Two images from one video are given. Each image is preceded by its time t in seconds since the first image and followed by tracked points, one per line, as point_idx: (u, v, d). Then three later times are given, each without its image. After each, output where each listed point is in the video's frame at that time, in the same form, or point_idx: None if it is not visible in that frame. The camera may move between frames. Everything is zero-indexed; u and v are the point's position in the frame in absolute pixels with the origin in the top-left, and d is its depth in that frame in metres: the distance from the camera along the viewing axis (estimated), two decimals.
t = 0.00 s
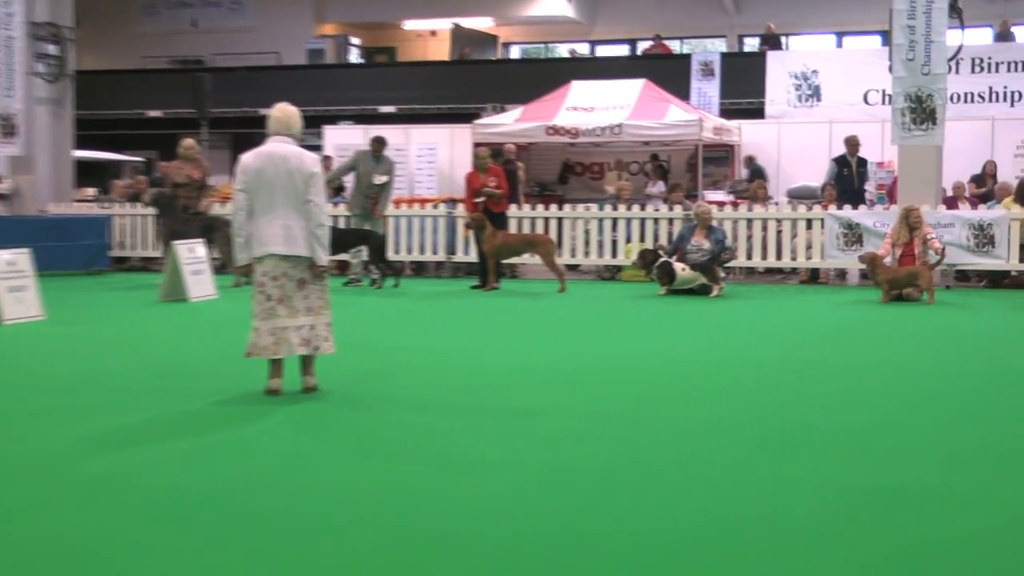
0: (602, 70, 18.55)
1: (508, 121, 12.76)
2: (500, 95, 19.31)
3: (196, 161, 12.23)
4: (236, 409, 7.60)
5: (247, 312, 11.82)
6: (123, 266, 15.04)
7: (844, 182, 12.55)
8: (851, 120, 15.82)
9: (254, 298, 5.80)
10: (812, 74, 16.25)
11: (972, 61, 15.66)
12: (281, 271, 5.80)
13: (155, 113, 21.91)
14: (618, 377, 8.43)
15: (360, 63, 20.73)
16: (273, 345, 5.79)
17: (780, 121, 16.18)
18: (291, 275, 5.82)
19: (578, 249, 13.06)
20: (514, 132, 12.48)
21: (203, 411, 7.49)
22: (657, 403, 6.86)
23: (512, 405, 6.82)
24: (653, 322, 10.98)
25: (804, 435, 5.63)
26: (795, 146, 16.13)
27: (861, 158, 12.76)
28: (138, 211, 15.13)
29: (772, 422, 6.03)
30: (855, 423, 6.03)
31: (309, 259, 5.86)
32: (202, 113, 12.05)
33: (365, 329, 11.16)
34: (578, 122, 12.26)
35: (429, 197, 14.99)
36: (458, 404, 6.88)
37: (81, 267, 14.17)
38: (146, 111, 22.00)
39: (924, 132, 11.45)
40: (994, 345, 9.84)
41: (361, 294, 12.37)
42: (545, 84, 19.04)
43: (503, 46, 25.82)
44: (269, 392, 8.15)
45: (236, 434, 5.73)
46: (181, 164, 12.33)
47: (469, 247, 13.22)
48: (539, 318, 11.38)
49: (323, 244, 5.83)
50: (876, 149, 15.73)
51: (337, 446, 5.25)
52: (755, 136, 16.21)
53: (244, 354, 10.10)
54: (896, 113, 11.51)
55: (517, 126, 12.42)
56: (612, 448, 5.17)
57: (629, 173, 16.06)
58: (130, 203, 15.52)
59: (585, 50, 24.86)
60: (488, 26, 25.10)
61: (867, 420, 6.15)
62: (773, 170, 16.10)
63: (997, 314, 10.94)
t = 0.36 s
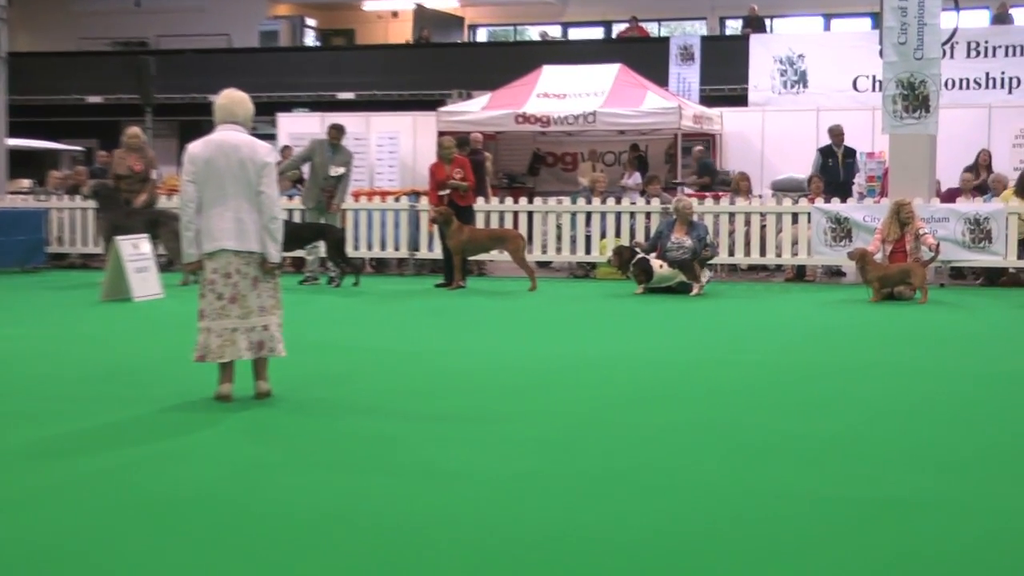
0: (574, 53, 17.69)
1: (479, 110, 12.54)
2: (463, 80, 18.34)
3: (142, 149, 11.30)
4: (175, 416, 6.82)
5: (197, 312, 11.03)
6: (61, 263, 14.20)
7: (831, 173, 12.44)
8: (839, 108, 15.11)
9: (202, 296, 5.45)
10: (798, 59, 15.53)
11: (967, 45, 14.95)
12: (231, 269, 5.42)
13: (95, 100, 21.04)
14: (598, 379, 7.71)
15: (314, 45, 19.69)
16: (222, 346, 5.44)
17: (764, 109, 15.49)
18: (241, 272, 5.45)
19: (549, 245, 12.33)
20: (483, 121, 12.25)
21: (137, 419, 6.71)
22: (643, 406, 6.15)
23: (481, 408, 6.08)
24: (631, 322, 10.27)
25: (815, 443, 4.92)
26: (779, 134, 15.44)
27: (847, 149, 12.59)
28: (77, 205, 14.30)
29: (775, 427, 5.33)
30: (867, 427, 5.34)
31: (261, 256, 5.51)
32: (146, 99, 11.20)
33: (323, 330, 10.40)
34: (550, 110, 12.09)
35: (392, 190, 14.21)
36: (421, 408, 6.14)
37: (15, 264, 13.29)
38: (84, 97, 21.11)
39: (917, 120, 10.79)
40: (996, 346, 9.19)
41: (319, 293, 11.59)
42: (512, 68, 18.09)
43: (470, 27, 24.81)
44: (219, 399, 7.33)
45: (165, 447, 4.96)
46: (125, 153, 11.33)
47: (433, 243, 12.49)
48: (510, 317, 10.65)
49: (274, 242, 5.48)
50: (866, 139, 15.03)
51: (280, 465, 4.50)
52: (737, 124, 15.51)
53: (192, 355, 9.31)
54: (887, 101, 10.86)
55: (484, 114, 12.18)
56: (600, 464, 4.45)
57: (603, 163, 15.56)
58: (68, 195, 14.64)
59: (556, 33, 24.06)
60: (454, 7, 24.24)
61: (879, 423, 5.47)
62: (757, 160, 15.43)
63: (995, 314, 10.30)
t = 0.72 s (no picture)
0: (551, 39, 17.10)
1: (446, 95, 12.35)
2: (431, 66, 17.56)
3: (80, 138, 10.46)
4: (105, 426, 6.06)
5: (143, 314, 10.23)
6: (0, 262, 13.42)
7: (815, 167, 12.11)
8: (831, 96, 14.55)
9: (149, 297, 5.05)
10: (787, 44, 14.99)
11: (967, 29, 14.48)
12: (178, 268, 5.03)
13: (32, 86, 20.24)
14: (581, 395, 7.00)
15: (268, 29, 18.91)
16: (169, 352, 5.03)
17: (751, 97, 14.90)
18: (190, 272, 5.05)
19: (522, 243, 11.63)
20: (451, 108, 12.10)
21: (58, 432, 5.93)
22: (634, 434, 5.44)
23: (453, 436, 5.36)
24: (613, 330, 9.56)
25: (845, 496, 4.22)
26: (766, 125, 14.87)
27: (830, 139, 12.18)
28: (15, 199, 13.55)
29: (792, 472, 4.64)
30: (898, 472, 4.65)
31: (211, 253, 5.08)
32: (90, 87, 10.45)
33: (280, 334, 9.64)
34: (524, 98, 12.01)
35: (354, 183, 13.45)
36: (384, 434, 5.40)
37: None
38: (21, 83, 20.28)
39: (914, 109, 10.19)
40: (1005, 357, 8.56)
41: (277, 294, 10.82)
42: (484, 52, 17.37)
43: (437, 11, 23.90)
44: (167, 408, 6.54)
45: (80, 498, 4.20)
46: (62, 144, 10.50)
47: (399, 240, 11.79)
48: (482, 322, 9.92)
49: (227, 240, 5.07)
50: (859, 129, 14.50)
51: (214, 529, 3.75)
52: (722, 113, 14.91)
53: (135, 359, 8.53)
54: (882, 88, 10.25)
55: (457, 102, 12.02)
56: (600, 532, 3.73)
57: (579, 154, 15.03)
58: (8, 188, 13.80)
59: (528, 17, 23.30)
60: None
61: (910, 465, 4.79)
62: (743, 152, 14.87)
63: (999, 317, 9.67)
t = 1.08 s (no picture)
0: (527, 24, 16.42)
1: (416, 83, 11.68)
2: (400, 54, 16.89)
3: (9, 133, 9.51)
4: (28, 444, 5.31)
5: (92, 319, 9.46)
6: None
7: (783, 163, 11.60)
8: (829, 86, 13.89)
9: (100, 302, 4.85)
10: (781, 30, 14.25)
11: (973, 13, 13.74)
12: (130, 272, 4.80)
13: None
14: (569, 415, 6.31)
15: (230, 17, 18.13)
16: (120, 360, 4.83)
17: (744, 87, 14.26)
18: (142, 275, 4.83)
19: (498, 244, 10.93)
20: (421, 98, 11.41)
21: None
22: (635, 469, 4.76)
23: (429, 473, 4.66)
24: (599, 337, 8.88)
25: (900, 550, 3.55)
26: (759, 117, 14.21)
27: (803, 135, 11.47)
28: None
29: (828, 516, 3.97)
30: (950, 515, 4.00)
31: (166, 253, 4.86)
32: (31, 74, 9.69)
33: (239, 340, 8.90)
34: (499, 88, 11.34)
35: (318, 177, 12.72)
36: (350, 472, 4.70)
37: None
38: None
39: (917, 99, 9.88)
40: None
41: (236, 298, 10.08)
42: (458, 41, 16.69)
43: None
44: (118, 419, 5.72)
45: None
46: None
47: (366, 240, 11.08)
48: (457, 328, 9.22)
49: (180, 240, 4.86)
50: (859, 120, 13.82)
51: None
52: (712, 107, 14.30)
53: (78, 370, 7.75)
54: (883, 77, 9.95)
55: (428, 91, 11.34)
56: None
57: (560, 148, 14.35)
58: None
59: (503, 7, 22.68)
60: None
61: (960, 507, 4.14)
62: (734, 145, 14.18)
63: (1011, 321, 9.04)
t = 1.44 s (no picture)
0: (515, 19, 16.13)
1: (400, 79, 11.36)
2: (383, 48, 16.51)
3: None
4: None
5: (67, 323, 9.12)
6: None
7: (769, 163, 10.94)
8: (826, 83, 13.66)
9: (73, 306, 4.51)
10: (777, 25, 13.97)
11: (976, 8, 13.49)
12: (106, 272, 4.49)
13: None
14: (565, 423, 6.01)
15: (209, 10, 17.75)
16: (94, 367, 4.49)
17: (738, 83, 13.97)
18: (119, 275, 4.51)
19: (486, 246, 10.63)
20: (406, 95, 11.09)
21: None
22: (640, 484, 4.47)
23: (420, 489, 4.37)
24: (593, 341, 8.60)
25: None
26: (752, 115, 13.92)
27: (784, 134, 11.08)
28: None
29: (851, 540, 3.69)
30: (981, 536, 3.73)
31: (142, 256, 4.54)
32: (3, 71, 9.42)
33: (221, 344, 8.57)
34: (486, 84, 11.03)
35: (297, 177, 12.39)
36: (336, 488, 4.39)
37: None
38: None
39: (918, 96, 9.59)
40: None
41: (216, 300, 9.76)
42: (444, 36, 16.39)
43: None
44: (94, 428, 5.33)
45: None
46: None
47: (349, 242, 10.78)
48: (445, 331, 8.92)
49: (158, 243, 4.54)
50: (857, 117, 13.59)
51: None
52: (706, 105, 14.03)
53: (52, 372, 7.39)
54: (882, 73, 9.68)
55: (413, 88, 11.03)
56: None
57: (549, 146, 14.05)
58: None
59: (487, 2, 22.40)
60: None
61: (992, 524, 3.86)
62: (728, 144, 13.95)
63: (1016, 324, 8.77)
